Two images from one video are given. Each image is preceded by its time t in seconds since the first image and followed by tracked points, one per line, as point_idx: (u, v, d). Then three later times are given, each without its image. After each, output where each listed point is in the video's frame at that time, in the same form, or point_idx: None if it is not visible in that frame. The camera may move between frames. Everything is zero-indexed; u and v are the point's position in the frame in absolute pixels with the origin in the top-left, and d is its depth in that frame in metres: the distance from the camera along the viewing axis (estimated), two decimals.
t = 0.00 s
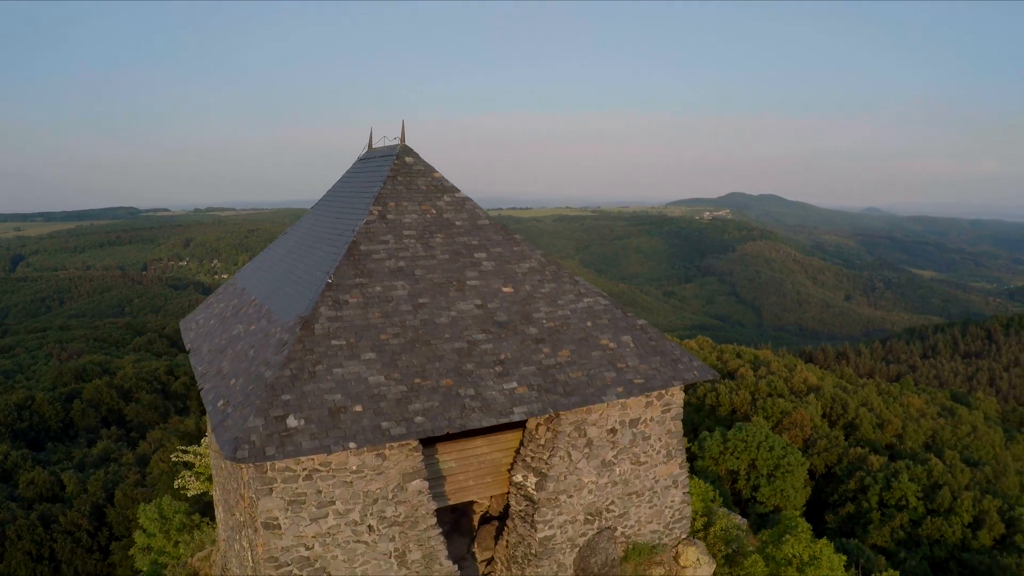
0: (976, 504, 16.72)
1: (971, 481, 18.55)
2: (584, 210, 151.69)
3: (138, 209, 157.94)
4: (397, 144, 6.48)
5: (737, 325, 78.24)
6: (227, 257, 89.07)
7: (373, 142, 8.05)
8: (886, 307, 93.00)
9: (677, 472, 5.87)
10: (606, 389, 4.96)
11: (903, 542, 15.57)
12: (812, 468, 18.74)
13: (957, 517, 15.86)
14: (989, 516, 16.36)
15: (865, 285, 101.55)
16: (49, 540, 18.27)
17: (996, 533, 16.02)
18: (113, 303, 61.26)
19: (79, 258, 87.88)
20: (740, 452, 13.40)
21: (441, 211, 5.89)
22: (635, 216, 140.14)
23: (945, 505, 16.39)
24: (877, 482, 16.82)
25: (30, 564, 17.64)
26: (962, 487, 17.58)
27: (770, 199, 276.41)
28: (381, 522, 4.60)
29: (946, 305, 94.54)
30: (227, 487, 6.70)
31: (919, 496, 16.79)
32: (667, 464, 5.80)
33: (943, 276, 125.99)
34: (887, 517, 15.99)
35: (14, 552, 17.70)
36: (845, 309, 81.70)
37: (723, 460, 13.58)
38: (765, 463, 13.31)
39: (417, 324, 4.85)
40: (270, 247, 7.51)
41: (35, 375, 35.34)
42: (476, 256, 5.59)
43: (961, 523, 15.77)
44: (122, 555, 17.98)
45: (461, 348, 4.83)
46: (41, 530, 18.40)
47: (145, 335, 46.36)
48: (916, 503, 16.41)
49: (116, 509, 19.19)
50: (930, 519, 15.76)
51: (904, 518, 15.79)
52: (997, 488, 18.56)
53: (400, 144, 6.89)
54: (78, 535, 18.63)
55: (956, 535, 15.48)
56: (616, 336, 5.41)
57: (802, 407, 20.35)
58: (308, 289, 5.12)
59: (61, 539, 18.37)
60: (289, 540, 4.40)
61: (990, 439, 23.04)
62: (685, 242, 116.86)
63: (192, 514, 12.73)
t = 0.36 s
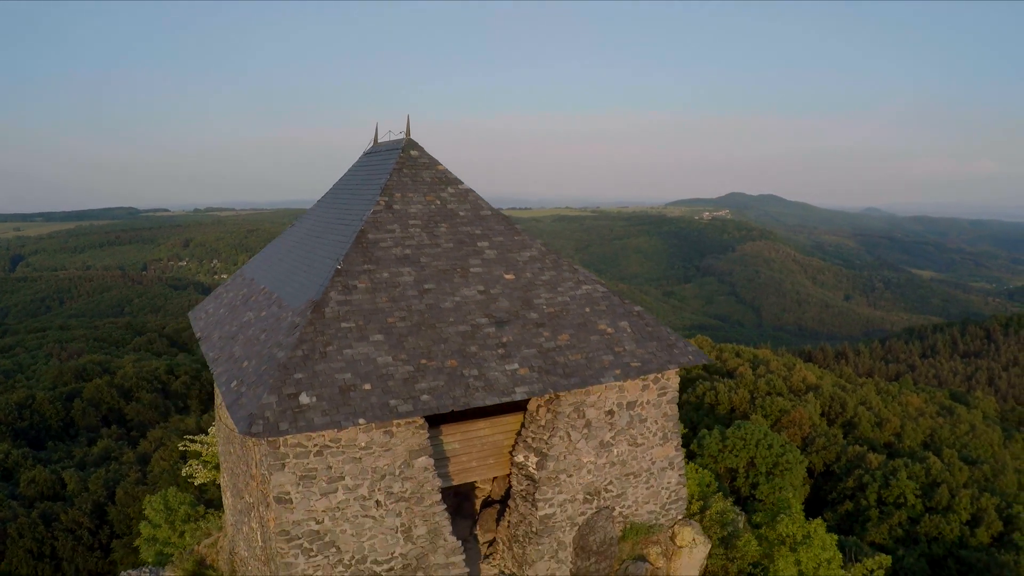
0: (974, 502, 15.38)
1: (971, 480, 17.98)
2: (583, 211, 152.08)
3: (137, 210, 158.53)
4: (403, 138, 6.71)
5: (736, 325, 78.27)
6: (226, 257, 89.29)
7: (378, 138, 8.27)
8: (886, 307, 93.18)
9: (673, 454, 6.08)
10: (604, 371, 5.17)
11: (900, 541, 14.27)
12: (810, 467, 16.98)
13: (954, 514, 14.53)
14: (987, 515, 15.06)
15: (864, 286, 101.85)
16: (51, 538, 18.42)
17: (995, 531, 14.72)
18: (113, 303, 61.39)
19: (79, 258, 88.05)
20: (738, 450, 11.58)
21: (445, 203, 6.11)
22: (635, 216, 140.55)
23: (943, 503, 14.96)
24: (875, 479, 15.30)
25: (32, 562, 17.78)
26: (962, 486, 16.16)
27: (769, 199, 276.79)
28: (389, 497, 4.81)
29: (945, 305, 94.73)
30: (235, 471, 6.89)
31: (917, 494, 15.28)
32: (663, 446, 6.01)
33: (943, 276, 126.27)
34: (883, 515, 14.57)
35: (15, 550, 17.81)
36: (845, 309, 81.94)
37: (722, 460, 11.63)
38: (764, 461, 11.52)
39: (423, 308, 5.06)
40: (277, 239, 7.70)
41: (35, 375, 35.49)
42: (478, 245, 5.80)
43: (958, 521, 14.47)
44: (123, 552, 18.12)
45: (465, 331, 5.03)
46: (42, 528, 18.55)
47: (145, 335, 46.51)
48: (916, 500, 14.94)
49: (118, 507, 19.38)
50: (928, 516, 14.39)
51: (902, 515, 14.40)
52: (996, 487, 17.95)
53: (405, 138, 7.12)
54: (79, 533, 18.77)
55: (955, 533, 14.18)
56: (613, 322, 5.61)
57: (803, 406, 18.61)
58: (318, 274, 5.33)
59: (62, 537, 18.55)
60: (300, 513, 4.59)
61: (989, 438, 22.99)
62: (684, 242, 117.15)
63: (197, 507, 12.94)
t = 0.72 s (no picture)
0: (970, 499, 13.91)
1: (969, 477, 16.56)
2: (583, 211, 152.34)
3: (137, 210, 158.78)
4: (407, 132, 6.92)
5: (735, 325, 78.39)
6: (226, 257, 89.43)
7: (381, 133, 8.49)
8: (885, 307, 93.27)
9: (669, 437, 6.28)
10: (602, 354, 5.38)
11: (898, 539, 13.07)
12: (809, 466, 16.45)
13: (952, 511, 13.30)
14: (987, 510, 13.57)
15: (864, 286, 102.05)
16: (52, 537, 18.63)
17: (993, 529, 13.11)
18: (112, 303, 61.51)
19: (79, 258, 88.23)
20: (736, 448, 10.97)
21: (449, 194, 6.33)
22: (634, 216, 140.83)
23: (941, 500, 13.71)
24: (873, 477, 14.29)
25: (33, 560, 17.96)
26: (961, 484, 14.86)
27: (769, 199, 276.88)
28: (394, 474, 5.01)
29: (945, 305, 94.80)
30: (243, 456, 7.09)
31: (915, 492, 14.16)
32: (660, 429, 6.21)
33: (943, 276, 126.41)
34: (882, 513, 13.52)
35: (17, 547, 18.04)
36: (844, 309, 82.14)
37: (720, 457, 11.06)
38: (762, 459, 10.88)
39: (428, 292, 5.26)
40: (283, 232, 7.89)
41: (36, 374, 35.68)
42: (481, 235, 6.01)
43: (958, 518, 13.16)
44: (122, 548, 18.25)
45: (468, 315, 5.23)
46: (43, 527, 18.74)
47: (145, 335, 46.69)
48: (915, 497, 13.80)
49: (118, 505, 19.59)
50: (926, 513, 13.22)
51: (900, 512, 13.30)
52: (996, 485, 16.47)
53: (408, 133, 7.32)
54: (80, 531, 19.00)
55: (954, 530, 12.84)
56: (612, 308, 5.82)
57: (801, 405, 18.01)
58: (326, 262, 5.53)
59: (63, 535, 18.74)
60: (311, 489, 4.79)
61: (987, 437, 22.71)
62: (684, 242, 117.31)
63: (201, 499, 13.25)
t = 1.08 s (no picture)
0: (967, 496, 13.80)
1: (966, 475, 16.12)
2: (582, 210, 152.52)
3: (136, 210, 158.91)
4: (411, 126, 7.14)
5: (734, 324, 78.52)
6: (225, 257, 89.51)
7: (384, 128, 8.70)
8: (883, 306, 93.38)
9: (664, 421, 6.47)
10: (599, 338, 5.59)
11: (895, 535, 13.18)
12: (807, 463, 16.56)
13: (949, 508, 13.28)
14: (984, 507, 13.41)
15: (862, 285, 102.30)
16: (52, 534, 18.76)
17: (989, 526, 12.90)
18: (111, 303, 61.55)
19: (77, 258, 88.23)
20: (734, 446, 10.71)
21: (452, 186, 6.55)
22: (633, 216, 141.03)
23: (939, 497, 13.72)
24: (870, 475, 14.42)
25: (34, 557, 18.09)
26: (959, 481, 14.85)
27: (768, 199, 277.08)
28: (400, 453, 5.23)
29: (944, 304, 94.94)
30: (250, 442, 7.31)
31: (914, 489, 14.29)
32: (655, 413, 6.41)
33: (943, 276, 126.61)
34: (881, 510, 13.68)
35: (18, 545, 18.19)
36: (842, 309, 82.35)
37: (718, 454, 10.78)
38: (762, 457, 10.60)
39: (432, 279, 5.48)
40: (289, 224, 8.09)
41: (36, 373, 35.84)
42: (482, 225, 6.23)
43: (954, 515, 13.16)
44: (123, 544, 18.43)
45: (470, 300, 5.44)
46: (43, 525, 18.87)
47: (145, 334, 46.83)
48: (912, 494, 13.91)
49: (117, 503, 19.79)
50: (923, 510, 13.33)
51: (898, 509, 13.42)
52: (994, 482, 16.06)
53: (412, 128, 7.52)
54: (81, 529, 19.21)
55: (950, 526, 12.81)
56: (608, 295, 6.05)
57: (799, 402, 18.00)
58: (334, 251, 5.74)
59: (64, 533, 18.89)
60: (320, 466, 5.00)
61: (985, 435, 21.81)
62: (683, 242, 117.48)
63: (205, 491, 13.57)
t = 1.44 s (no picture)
0: (965, 494, 13.49)
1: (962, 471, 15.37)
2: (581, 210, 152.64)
3: (136, 210, 159.27)
4: (415, 123, 7.37)
5: (733, 323, 78.64)
6: (225, 257, 89.60)
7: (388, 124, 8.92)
8: (882, 306, 93.54)
9: (660, 407, 6.68)
10: (596, 325, 5.82)
11: (893, 533, 13.07)
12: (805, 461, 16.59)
13: (947, 506, 13.04)
14: (981, 505, 13.07)
15: (861, 285, 102.55)
16: (53, 531, 18.91)
17: (986, 523, 12.68)
18: (110, 303, 61.59)
19: (76, 258, 88.25)
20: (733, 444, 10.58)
21: (454, 180, 6.81)
22: (632, 216, 141.17)
23: (936, 495, 13.42)
24: (868, 472, 14.24)
25: (36, 555, 18.20)
26: (957, 479, 14.34)
27: (768, 199, 277.26)
28: (406, 434, 5.45)
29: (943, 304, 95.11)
30: (258, 429, 7.52)
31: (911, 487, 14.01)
32: (651, 399, 6.62)
33: (942, 276, 126.87)
34: (877, 507, 13.56)
35: (20, 543, 18.29)
36: (841, 309, 82.54)
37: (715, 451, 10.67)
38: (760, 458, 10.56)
39: (436, 268, 5.71)
40: (296, 219, 8.32)
41: (35, 372, 36.00)
42: (483, 217, 6.47)
43: (952, 512, 12.96)
44: (124, 540, 18.59)
45: (473, 289, 5.67)
46: (46, 522, 19.02)
47: (143, 333, 46.99)
48: (910, 492, 13.65)
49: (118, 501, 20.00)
50: (920, 508, 13.11)
51: (895, 507, 13.32)
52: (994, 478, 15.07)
53: (416, 124, 7.76)
54: (82, 527, 19.38)
55: (948, 524, 12.66)
56: (605, 285, 6.29)
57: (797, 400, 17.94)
58: (341, 241, 5.97)
59: (64, 530, 19.01)
60: (329, 447, 5.20)
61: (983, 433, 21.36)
62: (682, 241, 117.67)
63: (209, 483, 13.84)
